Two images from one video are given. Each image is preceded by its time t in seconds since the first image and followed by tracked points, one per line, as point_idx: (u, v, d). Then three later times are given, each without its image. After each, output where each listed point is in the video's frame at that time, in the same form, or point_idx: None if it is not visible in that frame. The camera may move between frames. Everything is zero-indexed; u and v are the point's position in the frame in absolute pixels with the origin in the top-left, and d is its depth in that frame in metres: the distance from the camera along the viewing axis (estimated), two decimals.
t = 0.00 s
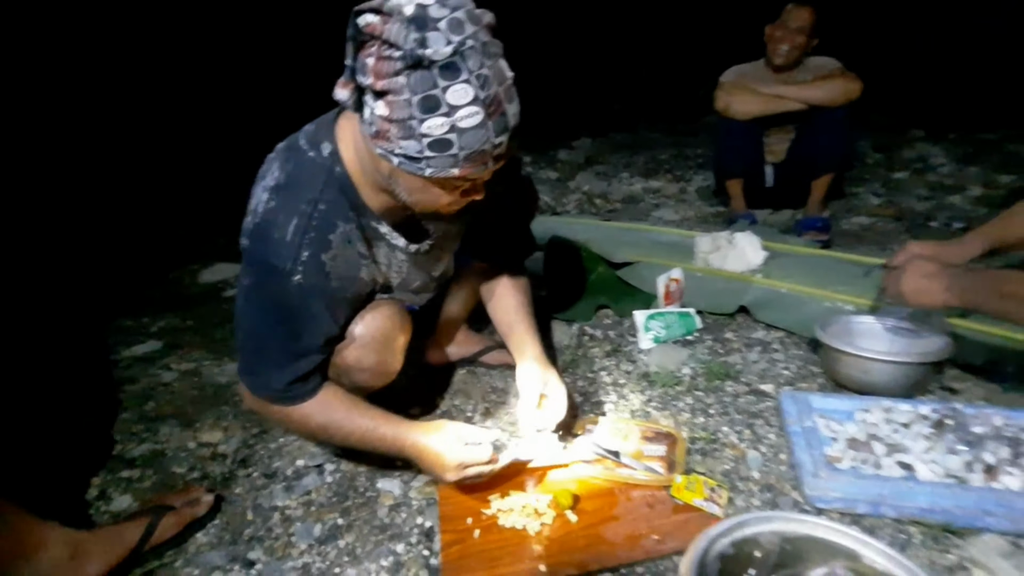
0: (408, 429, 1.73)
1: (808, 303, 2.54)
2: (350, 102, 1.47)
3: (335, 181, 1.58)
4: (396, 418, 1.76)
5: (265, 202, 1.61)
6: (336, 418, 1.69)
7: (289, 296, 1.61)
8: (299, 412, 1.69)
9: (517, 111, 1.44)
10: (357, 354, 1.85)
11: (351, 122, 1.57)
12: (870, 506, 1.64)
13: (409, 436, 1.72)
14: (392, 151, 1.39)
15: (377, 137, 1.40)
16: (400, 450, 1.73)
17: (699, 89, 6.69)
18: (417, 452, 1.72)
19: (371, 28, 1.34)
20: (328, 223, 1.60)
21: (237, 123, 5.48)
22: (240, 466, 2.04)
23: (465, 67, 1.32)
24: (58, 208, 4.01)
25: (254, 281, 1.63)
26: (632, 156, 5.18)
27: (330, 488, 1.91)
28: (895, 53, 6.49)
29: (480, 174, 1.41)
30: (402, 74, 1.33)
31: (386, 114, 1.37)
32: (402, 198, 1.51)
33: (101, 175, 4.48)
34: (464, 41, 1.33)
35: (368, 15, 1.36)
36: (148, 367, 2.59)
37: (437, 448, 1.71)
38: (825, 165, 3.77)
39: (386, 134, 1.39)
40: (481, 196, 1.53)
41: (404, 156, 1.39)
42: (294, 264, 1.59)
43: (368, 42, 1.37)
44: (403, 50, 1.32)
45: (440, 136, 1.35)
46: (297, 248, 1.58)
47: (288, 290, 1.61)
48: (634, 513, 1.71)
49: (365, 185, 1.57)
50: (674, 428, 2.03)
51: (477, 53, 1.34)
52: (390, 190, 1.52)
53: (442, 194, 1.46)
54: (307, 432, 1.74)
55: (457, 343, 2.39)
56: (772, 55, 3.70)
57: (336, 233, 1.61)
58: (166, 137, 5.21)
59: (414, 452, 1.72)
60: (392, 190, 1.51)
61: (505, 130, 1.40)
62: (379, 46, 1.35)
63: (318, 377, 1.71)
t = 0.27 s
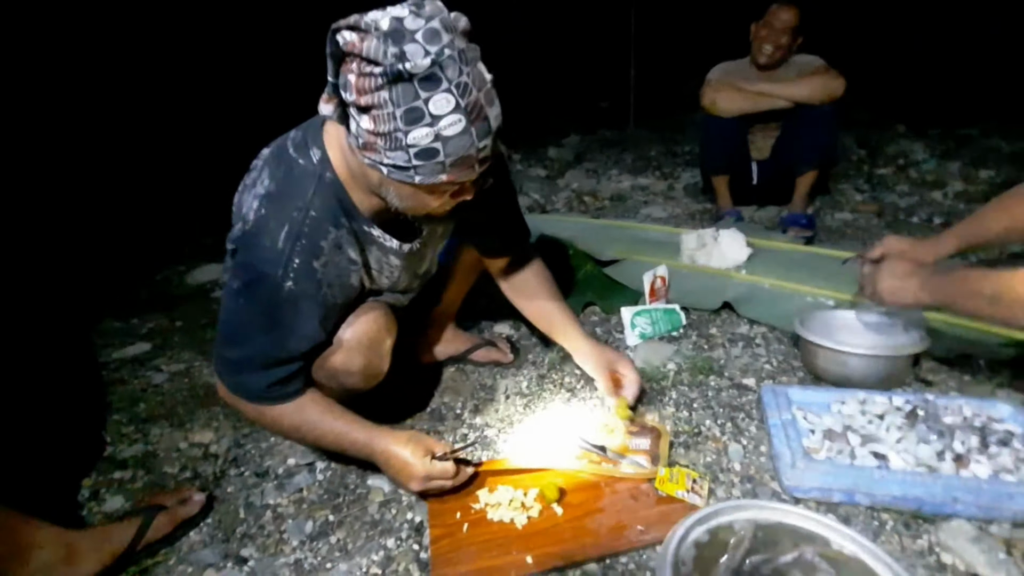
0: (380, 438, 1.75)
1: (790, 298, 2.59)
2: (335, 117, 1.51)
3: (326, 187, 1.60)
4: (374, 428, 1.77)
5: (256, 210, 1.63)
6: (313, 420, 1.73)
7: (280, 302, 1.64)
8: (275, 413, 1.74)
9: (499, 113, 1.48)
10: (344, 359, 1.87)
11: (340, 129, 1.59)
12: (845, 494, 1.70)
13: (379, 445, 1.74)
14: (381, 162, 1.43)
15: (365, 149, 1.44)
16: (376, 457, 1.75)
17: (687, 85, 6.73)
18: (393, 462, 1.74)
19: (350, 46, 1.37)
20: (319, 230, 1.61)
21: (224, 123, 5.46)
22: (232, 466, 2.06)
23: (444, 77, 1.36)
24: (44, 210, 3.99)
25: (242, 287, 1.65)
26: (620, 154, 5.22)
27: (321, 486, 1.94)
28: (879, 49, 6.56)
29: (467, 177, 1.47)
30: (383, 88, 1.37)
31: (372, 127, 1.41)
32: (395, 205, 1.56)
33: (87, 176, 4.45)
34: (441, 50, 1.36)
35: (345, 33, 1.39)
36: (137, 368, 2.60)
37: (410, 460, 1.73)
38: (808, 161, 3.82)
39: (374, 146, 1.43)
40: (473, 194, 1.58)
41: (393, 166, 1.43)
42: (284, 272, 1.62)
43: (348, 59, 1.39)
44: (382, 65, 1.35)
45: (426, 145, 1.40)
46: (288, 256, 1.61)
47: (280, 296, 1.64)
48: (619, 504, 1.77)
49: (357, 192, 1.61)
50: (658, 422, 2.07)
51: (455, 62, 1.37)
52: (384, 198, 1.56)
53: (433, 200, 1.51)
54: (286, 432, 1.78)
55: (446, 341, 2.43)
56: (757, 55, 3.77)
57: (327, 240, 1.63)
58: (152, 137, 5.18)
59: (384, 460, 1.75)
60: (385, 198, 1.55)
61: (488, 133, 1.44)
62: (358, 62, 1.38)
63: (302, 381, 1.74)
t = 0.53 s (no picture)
0: (370, 433, 1.78)
1: (778, 296, 2.63)
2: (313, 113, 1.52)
3: (308, 188, 1.61)
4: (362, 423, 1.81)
5: (239, 210, 1.65)
6: (300, 416, 1.76)
7: (262, 302, 1.66)
8: (266, 412, 1.76)
9: (474, 125, 1.49)
10: (330, 358, 1.88)
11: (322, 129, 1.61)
12: (828, 489, 1.74)
13: (370, 439, 1.77)
14: (353, 161, 1.45)
15: (338, 148, 1.46)
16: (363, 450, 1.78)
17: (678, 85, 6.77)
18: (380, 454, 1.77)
19: (327, 43, 1.39)
20: (300, 230, 1.62)
21: (215, 124, 5.44)
22: (225, 468, 2.07)
23: (419, 84, 1.38)
24: (33, 212, 3.97)
25: (225, 287, 1.66)
26: (612, 154, 5.25)
27: (314, 486, 1.96)
28: (867, 49, 6.63)
29: (437, 186, 1.48)
30: (358, 89, 1.39)
31: (345, 126, 1.43)
32: (368, 206, 1.58)
33: (76, 179, 4.43)
34: (419, 57, 1.38)
35: (326, 31, 1.41)
36: (129, 371, 2.60)
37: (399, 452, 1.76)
38: (796, 161, 3.87)
39: (346, 145, 1.44)
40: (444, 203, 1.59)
41: (364, 167, 1.44)
42: (266, 271, 1.63)
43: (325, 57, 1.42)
44: (358, 66, 1.37)
45: (396, 149, 1.41)
46: (269, 256, 1.62)
47: (262, 296, 1.65)
48: (608, 501, 1.79)
49: (338, 189, 1.60)
50: (647, 420, 2.10)
51: (431, 70, 1.39)
52: (357, 199, 1.58)
53: (401, 203, 1.53)
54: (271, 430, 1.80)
55: (438, 341, 2.45)
56: (747, 57, 3.82)
57: (308, 239, 1.64)
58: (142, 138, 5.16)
59: (375, 454, 1.78)
60: (358, 198, 1.57)
61: (461, 143, 1.46)
62: (336, 61, 1.40)
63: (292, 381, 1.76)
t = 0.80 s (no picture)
0: (350, 443, 1.78)
1: (771, 295, 2.63)
2: (297, 108, 1.53)
3: (292, 188, 1.61)
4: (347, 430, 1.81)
5: (224, 211, 1.64)
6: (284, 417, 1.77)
7: (245, 302, 1.66)
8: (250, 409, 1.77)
9: (454, 142, 1.48)
10: (317, 358, 1.86)
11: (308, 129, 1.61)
12: (821, 486, 1.75)
13: (349, 450, 1.77)
14: (328, 163, 1.46)
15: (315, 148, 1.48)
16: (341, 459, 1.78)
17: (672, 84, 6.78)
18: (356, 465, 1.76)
19: (312, 44, 1.40)
20: (283, 230, 1.62)
21: (208, 124, 5.41)
22: (219, 469, 2.07)
23: (398, 96, 1.38)
24: (23, 213, 3.93)
25: (211, 287, 1.67)
26: (606, 153, 5.26)
27: (309, 487, 1.96)
28: (859, 49, 6.67)
29: (409, 199, 1.48)
30: (337, 94, 1.40)
31: (322, 127, 1.45)
32: (345, 209, 1.58)
33: (67, 179, 4.39)
34: (402, 71, 1.39)
35: (314, 29, 1.42)
36: (122, 373, 2.58)
37: (372, 469, 1.75)
38: (789, 160, 3.89)
39: (322, 146, 1.46)
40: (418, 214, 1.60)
41: (338, 170, 1.46)
42: (249, 272, 1.62)
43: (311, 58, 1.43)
44: (338, 70, 1.38)
45: (369, 158, 1.42)
46: (252, 257, 1.61)
47: (245, 297, 1.65)
48: (604, 500, 1.80)
49: (322, 188, 1.60)
50: (642, 419, 2.11)
51: (412, 83, 1.39)
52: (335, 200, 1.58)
53: (375, 210, 1.53)
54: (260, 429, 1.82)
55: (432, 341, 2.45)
56: (741, 57, 3.83)
57: (292, 240, 1.63)
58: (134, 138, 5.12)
59: (349, 464, 1.77)
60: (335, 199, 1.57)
61: (436, 159, 1.45)
62: (319, 63, 1.42)
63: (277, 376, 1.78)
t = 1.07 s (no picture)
0: (347, 449, 1.79)
1: (767, 297, 2.64)
2: (299, 118, 1.55)
3: (290, 195, 1.61)
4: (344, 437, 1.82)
5: (222, 217, 1.65)
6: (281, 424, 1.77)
7: (244, 309, 1.67)
8: (246, 416, 1.77)
9: (457, 156, 1.49)
10: (315, 364, 1.86)
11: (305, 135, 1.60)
12: (818, 488, 1.76)
13: (347, 456, 1.78)
14: (330, 174, 1.47)
15: (318, 157, 1.49)
16: (338, 467, 1.79)
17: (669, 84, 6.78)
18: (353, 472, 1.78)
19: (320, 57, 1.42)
20: (281, 237, 1.62)
21: (205, 124, 5.40)
22: (218, 470, 2.07)
23: (404, 110, 1.39)
24: (18, 213, 3.91)
25: (209, 294, 1.68)
26: (604, 154, 5.27)
27: (308, 489, 1.96)
28: (855, 51, 6.70)
29: (411, 211, 1.48)
30: (342, 106, 1.41)
31: (326, 138, 1.46)
32: (343, 217, 1.58)
33: (63, 179, 4.38)
34: (408, 85, 1.39)
35: (320, 42, 1.45)
36: (119, 374, 2.58)
37: (370, 476, 1.76)
38: (786, 162, 3.91)
39: (325, 156, 1.47)
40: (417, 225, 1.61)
41: (340, 180, 1.46)
42: (247, 279, 1.63)
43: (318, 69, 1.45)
44: (345, 84, 1.39)
45: (372, 170, 1.42)
46: (249, 264, 1.62)
47: (243, 303, 1.66)
48: (602, 502, 1.81)
49: (320, 195, 1.59)
50: (640, 420, 2.12)
51: (419, 98, 1.40)
52: (333, 208, 1.59)
53: (377, 220, 1.54)
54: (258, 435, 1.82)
55: (431, 342, 2.47)
56: (740, 58, 3.84)
57: (290, 247, 1.63)
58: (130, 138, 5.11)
59: (346, 471, 1.78)
60: (334, 206, 1.58)
61: (439, 173, 1.45)
62: (326, 75, 1.43)
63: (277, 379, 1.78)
